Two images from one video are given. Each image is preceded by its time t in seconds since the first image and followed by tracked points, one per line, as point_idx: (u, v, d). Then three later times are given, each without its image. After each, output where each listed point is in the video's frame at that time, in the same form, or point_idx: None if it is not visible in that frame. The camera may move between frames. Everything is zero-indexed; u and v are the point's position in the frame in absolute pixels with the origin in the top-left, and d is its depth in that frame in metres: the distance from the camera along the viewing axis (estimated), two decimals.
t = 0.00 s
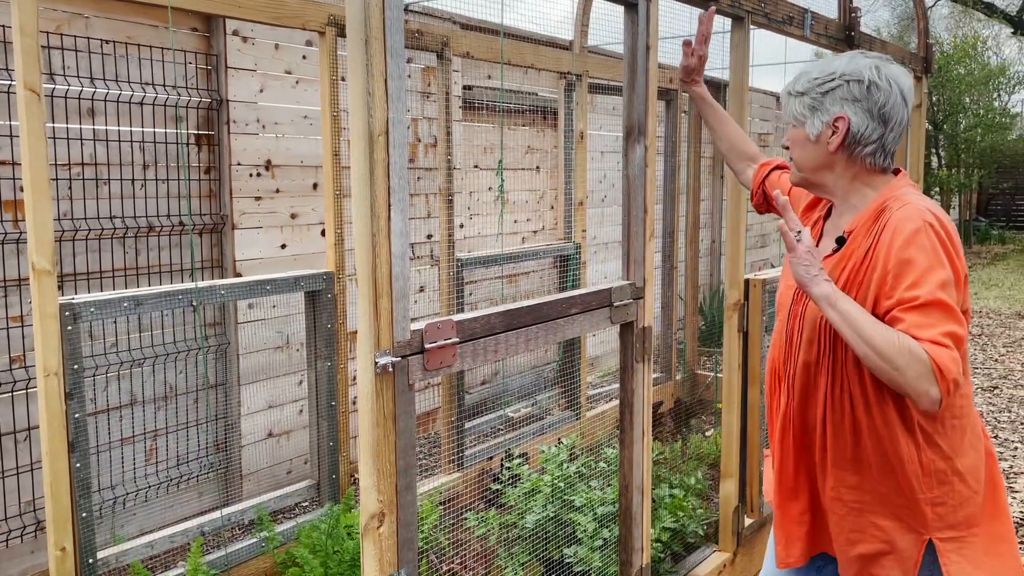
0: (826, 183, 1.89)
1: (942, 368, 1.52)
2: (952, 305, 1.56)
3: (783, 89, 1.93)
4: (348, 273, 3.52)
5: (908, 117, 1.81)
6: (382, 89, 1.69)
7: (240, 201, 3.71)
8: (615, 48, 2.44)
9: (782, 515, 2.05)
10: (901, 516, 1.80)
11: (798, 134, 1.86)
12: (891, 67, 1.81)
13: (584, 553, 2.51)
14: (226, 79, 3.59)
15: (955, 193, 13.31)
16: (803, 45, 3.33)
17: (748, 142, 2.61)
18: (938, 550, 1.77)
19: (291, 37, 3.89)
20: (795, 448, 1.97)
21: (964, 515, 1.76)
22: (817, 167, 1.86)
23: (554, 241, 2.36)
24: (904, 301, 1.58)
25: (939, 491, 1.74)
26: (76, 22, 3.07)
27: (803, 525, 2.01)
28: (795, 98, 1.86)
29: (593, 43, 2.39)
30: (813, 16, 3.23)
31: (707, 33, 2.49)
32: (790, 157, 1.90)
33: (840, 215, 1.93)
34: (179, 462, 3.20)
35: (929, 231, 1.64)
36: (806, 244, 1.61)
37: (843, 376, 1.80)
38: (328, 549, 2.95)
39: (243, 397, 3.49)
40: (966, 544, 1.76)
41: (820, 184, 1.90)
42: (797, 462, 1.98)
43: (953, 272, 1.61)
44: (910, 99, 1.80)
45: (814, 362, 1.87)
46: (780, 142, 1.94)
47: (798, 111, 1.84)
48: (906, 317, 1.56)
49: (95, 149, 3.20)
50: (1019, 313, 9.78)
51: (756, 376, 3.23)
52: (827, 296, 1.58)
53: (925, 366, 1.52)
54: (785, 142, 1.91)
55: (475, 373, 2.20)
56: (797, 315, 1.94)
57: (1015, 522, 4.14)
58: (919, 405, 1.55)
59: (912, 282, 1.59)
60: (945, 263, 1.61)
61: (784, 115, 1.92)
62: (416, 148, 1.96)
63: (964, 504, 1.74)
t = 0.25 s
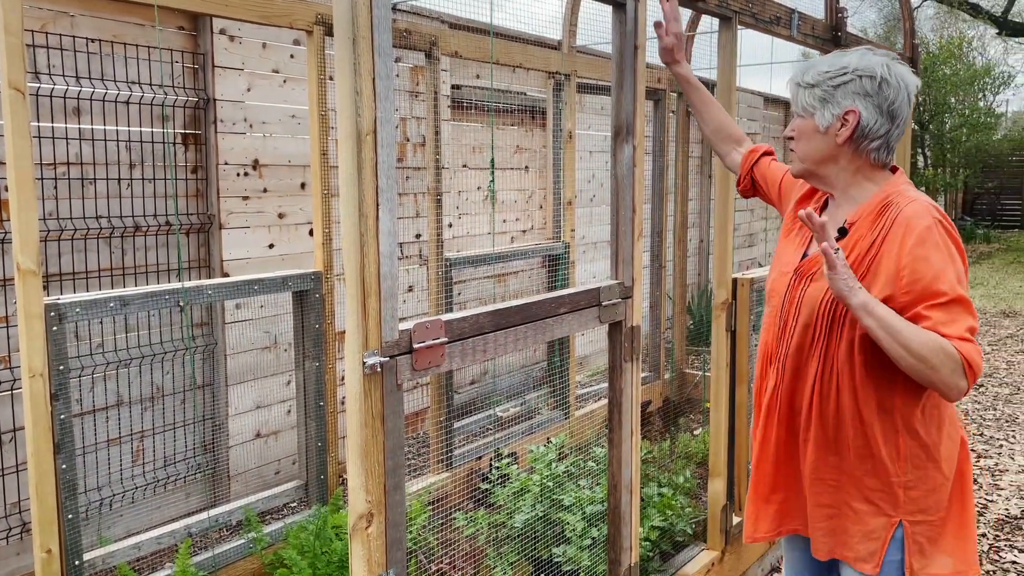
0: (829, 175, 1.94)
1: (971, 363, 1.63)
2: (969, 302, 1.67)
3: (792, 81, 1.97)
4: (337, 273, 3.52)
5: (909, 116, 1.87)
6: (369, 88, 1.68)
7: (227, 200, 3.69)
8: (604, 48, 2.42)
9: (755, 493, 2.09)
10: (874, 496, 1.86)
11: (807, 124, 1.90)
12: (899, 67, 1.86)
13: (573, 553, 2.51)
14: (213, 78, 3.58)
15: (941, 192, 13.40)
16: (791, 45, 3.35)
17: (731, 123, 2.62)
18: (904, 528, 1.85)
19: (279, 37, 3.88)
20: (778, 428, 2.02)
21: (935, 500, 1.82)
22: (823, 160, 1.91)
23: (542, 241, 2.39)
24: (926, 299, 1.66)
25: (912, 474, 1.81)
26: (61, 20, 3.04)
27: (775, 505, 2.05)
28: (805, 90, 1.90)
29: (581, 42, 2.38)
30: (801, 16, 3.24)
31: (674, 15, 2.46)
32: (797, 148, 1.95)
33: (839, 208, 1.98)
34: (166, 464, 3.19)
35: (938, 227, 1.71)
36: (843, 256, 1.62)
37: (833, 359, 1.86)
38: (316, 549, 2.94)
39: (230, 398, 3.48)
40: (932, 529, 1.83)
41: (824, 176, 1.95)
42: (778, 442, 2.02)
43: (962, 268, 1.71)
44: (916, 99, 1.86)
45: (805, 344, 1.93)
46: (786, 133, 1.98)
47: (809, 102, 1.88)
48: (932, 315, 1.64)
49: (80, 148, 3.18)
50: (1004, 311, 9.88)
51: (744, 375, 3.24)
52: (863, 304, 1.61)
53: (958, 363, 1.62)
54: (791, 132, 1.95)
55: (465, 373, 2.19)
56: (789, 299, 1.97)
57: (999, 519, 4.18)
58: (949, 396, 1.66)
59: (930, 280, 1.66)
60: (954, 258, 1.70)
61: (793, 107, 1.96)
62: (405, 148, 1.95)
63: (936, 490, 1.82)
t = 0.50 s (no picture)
0: (821, 173, 1.97)
1: (934, 357, 1.68)
2: (938, 301, 1.72)
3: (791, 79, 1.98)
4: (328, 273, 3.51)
5: (900, 122, 1.92)
6: (360, 87, 1.67)
7: (217, 200, 3.68)
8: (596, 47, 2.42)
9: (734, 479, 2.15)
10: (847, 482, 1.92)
11: (806, 122, 1.92)
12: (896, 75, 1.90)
13: (564, 552, 2.56)
14: (203, 77, 3.57)
15: (930, 192, 13.46)
16: (780, 45, 3.36)
17: (714, 120, 2.64)
18: (876, 514, 1.91)
19: (269, 36, 3.87)
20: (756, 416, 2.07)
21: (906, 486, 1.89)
22: (818, 157, 1.94)
23: (533, 241, 2.37)
24: (899, 293, 1.70)
25: (885, 460, 1.88)
26: (50, 19, 3.02)
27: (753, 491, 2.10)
28: (806, 88, 1.91)
29: (573, 42, 2.38)
30: (791, 16, 3.25)
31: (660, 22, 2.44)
32: (793, 143, 1.97)
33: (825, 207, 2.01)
34: (155, 464, 3.22)
35: (916, 224, 1.77)
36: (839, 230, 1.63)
37: (811, 349, 1.93)
38: (307, 550, 2.94)
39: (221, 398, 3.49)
40: (903, 514, 1.89)
41: (817, 174, 1.98)
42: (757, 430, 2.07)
43: (934, 266, 1.76)
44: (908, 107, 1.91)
45: (785, 335, 1.98)
46: (781, 127, 2.00)
47: (809, 101, 1.90)
48: (904, 309, 1.69)
49: (69, 147, 3.16)
50: (992, 310, 9.94)
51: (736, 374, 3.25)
52: (847, 285, 1.63)
53: (922, 357, 1.67)
54: (789, 128, 1.97)
55: (457, 372, 2.18)
56: (773, 291, 2.03)
57: (988, 516, 4.20)
58: (905, 388, 1.71)
59: (905, 276, 1.71)
60: (928, 258, 1.76)
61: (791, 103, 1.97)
62: (396, 147, 1.94)
63: (906, 476, 1.88)
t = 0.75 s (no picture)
0: (811, 175, 2.08)
1: (895, 353, 1.81)
2: (904, 301, 1.84)
3: (791, 80, 2.07)
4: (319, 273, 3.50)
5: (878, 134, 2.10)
6: (351, 86, 1.66)
7: (208, 200, 3.67)
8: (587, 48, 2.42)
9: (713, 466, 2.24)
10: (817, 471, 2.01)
11: (809, 123, 2.01)
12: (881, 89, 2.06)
13: (557, 551, 2.54)
14: (194, 76, 3.56)
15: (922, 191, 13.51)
16: (772, 45, 3.37)
17: (690, 121, 2.70)
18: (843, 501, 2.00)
19: (260, 35, 3.86)
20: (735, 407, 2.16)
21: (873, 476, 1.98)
22: (811, 159, 2.04)
23: (525, 241, 2.35)
24: (867, 292, 1.83)
25: (854, 451, 1.97)
26: (39, 18, 3.00)
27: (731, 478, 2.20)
28: (809, 91, 2.00)
29: (565, 41, 2.40)
30: (782, 17, 3.25)
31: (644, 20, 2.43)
32: (790, 143, 2.06)
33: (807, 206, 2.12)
34: (145, 466, 3.18)
35: (888, 228, 1.88)
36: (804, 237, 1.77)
37: (788, 346, 2.01)
38: (299, 551, 2.93)
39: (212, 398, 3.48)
40: (868, 503, 1.99)
41: (807, 174, 2.08)
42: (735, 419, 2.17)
43: (903, 269, 1.88)
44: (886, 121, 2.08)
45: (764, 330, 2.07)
46: (777, 124, 2.08)
47: (814, 105, 1.99)
48: (870, 307, 1.81)
49: (59, 147, 3.15)
50: (982, 309, 9.99)
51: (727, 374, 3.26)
52: (813, 285, 1.76)
53: (884, 352, 1.80)
54: (788, 126, 2.05)
55: (449, 372, 2.20)
56: (756, 289, 2.13)
57: (979, 515, 4.22)
58: (868, 381, 1.84)
59: (874, 275, 1.82)
60: (898, 260, 1.87)
61: (790, 103, 2.05)
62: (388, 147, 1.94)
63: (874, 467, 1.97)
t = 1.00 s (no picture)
0: (796, 175, 2.10)
1: (888, 344, 1.83)
2: (893, 295, 1.87)
3: (773, 82, 2.09)
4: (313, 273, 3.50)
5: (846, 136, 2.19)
6: (345, 85, 1.66)
7: (201, 199, 3.66)
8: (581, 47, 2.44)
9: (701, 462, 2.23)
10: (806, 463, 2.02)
11: (800, 124, 2.03)
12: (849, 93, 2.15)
13: (551, 551, 2.54)
14: (186, 76, 3.56)
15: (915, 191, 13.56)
16: (765, 45, 3.38)
17: (677, 125, 2.73)
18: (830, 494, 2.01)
19: (253, 34, 3.85)
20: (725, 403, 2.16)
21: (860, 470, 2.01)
22: (797, 160, 2.07)
23: (519, 240, 2.36)
24: (856, 287, 1.85)
25: (843, 443, 1.99)
26: (31, 17, 3.00)
27: (719, 474, 2.19)
28: (797, 93, 2.03)
29: (558, 41, 2.37)
30: (775, 16, 3.26)
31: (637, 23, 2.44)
32: (778, 144, 2.07)
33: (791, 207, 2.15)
34: (139, 466, 3.15)
35: (875, 226, 1.92)
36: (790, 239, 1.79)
37: (780, 342, 2.02)
38: (293, 551, 2.93)
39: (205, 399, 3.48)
40: (853, 495, 2.02)
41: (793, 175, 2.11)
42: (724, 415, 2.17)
43: (890, 265, 1.92)
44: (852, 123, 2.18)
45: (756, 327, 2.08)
46: (764, 127, 2.09)
47: (805, 106, 2.02)
48: (859, 301, 1.84)
49: (51, 146, 3.14)
50: (975, 309, 10.02)
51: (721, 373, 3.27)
52: (804, 283, 1.77)
53: (875, 345, 1.83)
54: (777, 129, 2.06)
55: (443, 372, 2.16)
56: (746, 289, 2.14)
57: (971, 514, 4.24)
58: (862, 374, 1.86)
59: (863, 269, 1.86)
60: (885, 256, 1.91)
61: (779, 104, 2.07)
62: (381, 146, 1.94)
63: (859, 459, 2.01)
